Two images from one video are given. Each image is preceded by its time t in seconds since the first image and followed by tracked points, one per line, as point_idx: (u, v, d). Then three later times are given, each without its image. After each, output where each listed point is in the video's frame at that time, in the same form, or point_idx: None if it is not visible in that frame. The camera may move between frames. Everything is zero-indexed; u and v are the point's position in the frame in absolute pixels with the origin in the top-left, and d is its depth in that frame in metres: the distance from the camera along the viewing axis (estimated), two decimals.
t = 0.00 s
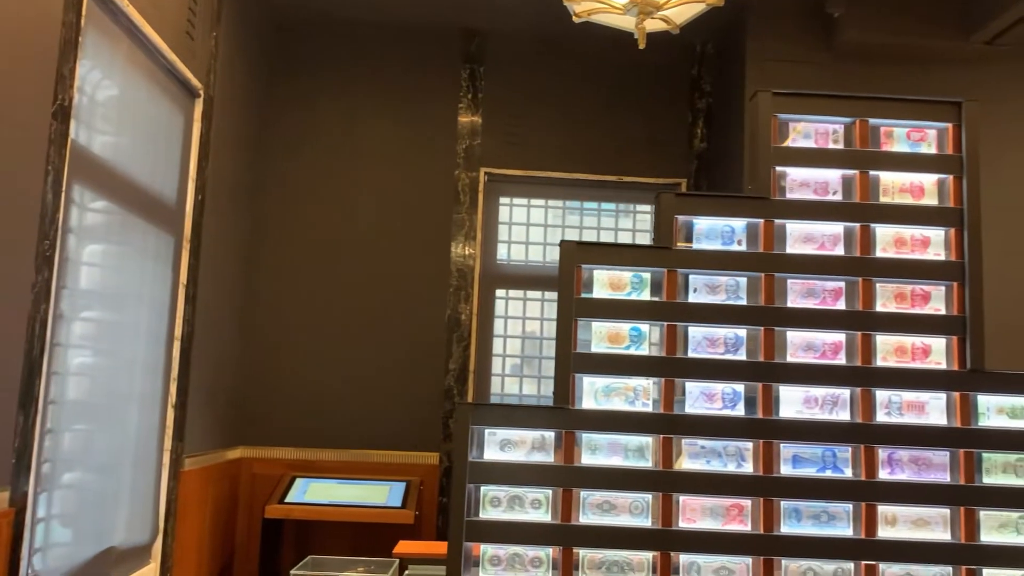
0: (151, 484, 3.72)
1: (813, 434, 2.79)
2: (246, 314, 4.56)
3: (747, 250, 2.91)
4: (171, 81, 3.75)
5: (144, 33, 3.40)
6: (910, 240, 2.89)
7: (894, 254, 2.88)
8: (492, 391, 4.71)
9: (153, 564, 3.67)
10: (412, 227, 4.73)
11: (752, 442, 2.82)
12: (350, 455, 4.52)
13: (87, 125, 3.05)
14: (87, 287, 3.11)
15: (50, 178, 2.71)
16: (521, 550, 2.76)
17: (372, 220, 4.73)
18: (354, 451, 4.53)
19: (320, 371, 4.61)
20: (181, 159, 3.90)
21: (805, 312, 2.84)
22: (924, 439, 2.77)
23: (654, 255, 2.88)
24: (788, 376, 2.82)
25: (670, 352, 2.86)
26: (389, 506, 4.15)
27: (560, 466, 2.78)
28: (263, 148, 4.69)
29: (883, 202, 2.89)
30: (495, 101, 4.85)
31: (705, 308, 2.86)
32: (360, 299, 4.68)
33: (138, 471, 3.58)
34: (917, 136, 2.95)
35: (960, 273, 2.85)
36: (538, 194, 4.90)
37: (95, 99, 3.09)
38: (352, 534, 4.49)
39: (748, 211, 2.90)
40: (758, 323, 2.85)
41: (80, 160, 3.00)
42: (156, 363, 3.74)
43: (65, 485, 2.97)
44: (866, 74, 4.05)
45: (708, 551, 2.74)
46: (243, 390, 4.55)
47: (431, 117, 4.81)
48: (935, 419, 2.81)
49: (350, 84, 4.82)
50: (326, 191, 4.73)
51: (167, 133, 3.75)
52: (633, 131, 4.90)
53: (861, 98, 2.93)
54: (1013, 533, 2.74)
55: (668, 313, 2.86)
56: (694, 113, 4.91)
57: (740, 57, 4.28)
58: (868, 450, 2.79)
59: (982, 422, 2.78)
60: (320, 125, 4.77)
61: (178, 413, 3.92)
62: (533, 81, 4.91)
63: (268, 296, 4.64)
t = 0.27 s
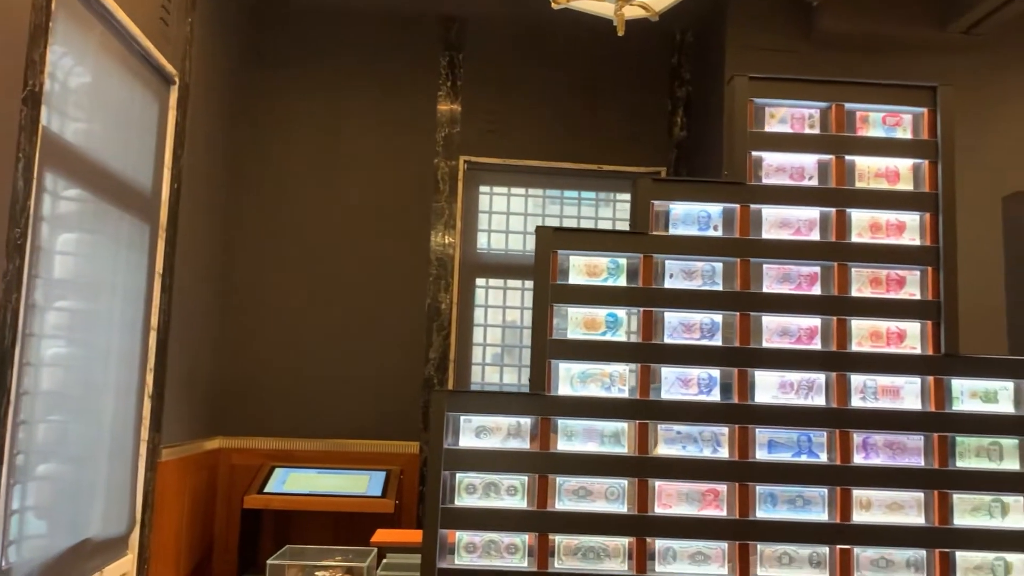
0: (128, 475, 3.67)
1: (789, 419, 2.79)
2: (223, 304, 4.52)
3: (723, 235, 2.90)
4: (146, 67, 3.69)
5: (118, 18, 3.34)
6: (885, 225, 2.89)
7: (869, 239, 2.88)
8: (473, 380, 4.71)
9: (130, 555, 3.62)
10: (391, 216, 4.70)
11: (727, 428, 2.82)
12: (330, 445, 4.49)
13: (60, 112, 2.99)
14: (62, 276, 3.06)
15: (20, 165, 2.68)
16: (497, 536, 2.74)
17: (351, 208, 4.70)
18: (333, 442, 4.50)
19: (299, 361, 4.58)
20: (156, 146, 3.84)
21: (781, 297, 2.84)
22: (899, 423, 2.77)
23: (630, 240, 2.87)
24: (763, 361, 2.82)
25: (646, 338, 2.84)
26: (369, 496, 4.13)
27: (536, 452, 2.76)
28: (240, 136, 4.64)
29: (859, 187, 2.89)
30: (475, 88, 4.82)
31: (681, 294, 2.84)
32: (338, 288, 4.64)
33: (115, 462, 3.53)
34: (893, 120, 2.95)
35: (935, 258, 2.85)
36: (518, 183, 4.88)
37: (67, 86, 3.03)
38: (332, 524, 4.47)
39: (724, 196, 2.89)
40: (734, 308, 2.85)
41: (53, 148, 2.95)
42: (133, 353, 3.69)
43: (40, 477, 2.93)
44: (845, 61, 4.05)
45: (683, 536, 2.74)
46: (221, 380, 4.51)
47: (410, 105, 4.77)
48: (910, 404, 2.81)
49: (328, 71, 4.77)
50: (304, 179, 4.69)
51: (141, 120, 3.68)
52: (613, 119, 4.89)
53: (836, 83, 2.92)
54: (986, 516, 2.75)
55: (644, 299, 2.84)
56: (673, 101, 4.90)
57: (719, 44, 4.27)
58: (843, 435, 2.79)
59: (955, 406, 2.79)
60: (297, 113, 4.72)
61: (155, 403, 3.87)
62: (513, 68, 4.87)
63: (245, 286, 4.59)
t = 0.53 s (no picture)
0: (105, 463, 3.61)
1: (762, 399, 2.77)
2: (201, 290, 4.49)
3: (697, 215, 2.87)
4: (119, 49, 3.60)
5: None
6: (860, 204, 2.87)
7: (844, 218, 2.86)
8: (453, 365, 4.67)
9: (108, 542, 3.56)
10: (370, 201, 4.67)
11: (701, 408, 2.80)
12: (309, 431, 4.46)
13: (30, 94, 2.92)
14: (34, 261, 3.00)
15: None
16: (470, 519, 2.72)
17: (330, 193, 4.66)
18: (312, 428, 4.46)
19: (278, 347, 4.55)
20: (131, 129, 3.76)
21: (754, 277, 2.82)
22: (872, 403, 2.75)
23: (603, 220, 2.83)
24: (737, 342, 2.80)
25: (619, 319, 2.82)
26: (349, 482, 4.10)
27: (509, 434, 2.74)
28: (217, 120, 4.58)
29: (834, 165, 2.87)
30: (455, 72, 4.78)
31: (655, 273, 2.82)
32: (317, 274, 4.61)
33: (91, 449, 3.47)
34: (869, 99, 2.92)
35: (909, 237, 2.84)
36: (498, 167, 4.83)
37: (37, 68, 2.96)
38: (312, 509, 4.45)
39: (698, 175, 2.86)
40: (708, 288, 2.83)
41: (24, 130, 2.88)
42: (109, 340, 3.63)
43: (12, 465, 2.87)
44: (823, 43, 4.02)
45: (657, 517, 2.72)
46: (198, 366, 4.48)
47: (389, 89, 4.73)
48: (884, 383, 2.80)
49: (306, 54, 4.72)
50: (282, 164, 4.64)
51: (115, 103, 3.60)
52: (594, 103, 4.85)
53: (811, 60, 2.89)
54: (960, 495, 2.74)
55: (618, 279, 2.81)
56: (654, 85, 4.86)
57: (699, 23, 4.21)
58: (816, 414, 2.77)
59: (929, 385, 2.78)
60: (275, 96, 4.67)
61: (132, 390, 3.82)
62: (492, 51, 4.83)
63: (223, 272, 4.55)
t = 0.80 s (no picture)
0: (80, 451, 3.54)
1: (738, 381, 2.74)
2: (177, 276, 4.44)
3: (672, 195, 2.83)
4: (90, 30, 3.50)
5: None
6: (837, 183, 2.84)
7: (820, 197, 2.83)
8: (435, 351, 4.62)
9: (84, 531, 3.50)
10: (349, 186, 4.63)
11: (676, 390, 2.77)
12: (289, 418, 4.42)
13: None
14: (7, 246, 2.92)
15: None
16: (442, 506, 2.67)
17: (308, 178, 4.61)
18: (292, 414, 4.42)
19: (256, 333, 4.52)
20: (103, 111, 3.67)
21: (731, 258, 2.77)
22: (848, 385, 2.72)
23: (576, 201, 2.78)
24: (712, 324, 2.77)
25: (593, 301, 2.78)
26: (329, 468, 4.06)
27: (482, 420, 2.67)
28: (191, 104, 4.51)
29: (809, 144, 2.83)
30: (433, 54, 4.71)
31: (630, 255, 2.77)
32: (296, 259, 4.57)
33: (66, 437, 3.39)
34: (846, 76, 2.87)
35: (886, 217, 2.80)
36: (479, 150, 4.75)
37: (7, 49, 2.87)
38: (292, 496, 4.42)
39: (673, 155, 2.81)
40: (684, 269, 2.78)
41: None
42: (82, 327, 3.55)
43: None
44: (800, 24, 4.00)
45: (631, 501, 2.69)
46: (175, 354, 4.43)
47: (366, 72, 4.67)
48: (859, 364, 2.77)
49: (281, 38, 4.65)
50: (259, 149, 4.58)
51: (86, 85, 3.50)
52: (574, 85, 4.81)
53: (786, 37, 2.85)
54: (935, 476, 2.72)
55: (592, 261, 2.76)
56: (635, 68, 4.87)
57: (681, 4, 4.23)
58: (792, 397, 2.74)
59: (905, 366, 2.76)
60: (250, 80, 4.60)
61: (106, 377, 3.75)
62: (471, 34, 4.77)
63: (199, 258, 4.50)
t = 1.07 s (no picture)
0: (52, 443, 3.44)
1: (717, 364, 2.68)
2: (151, 263, 4.35)
3: (649, 174, 2.76)
4: (58, 11, 3.38)
5: None
6: (817, 161, 2.77)
7: (800, 176, 2.77)
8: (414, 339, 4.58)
9: (57, 525, 3.42)
10: (325, 171, 4.55)
11: (653, 374, 2.70)
12: (267, 407, 4.37)
13: None
14: None
15: None
16: (414, 495, 2.58)
17: (284, 163, 4.53)
18: (270, 403, 4.38)
19: (232, 321, 4.45)
20: (73, 95, 3.55)
21: (707, 239, 2.72)
22: (828, 367, 2.67)
23: (552, 180, 2.69)
24: (691, 305, 2.70)
25: (568, 284, 2.69)
26: (308, 456, 4.01)
27: (454, 406, 2.59)
28: (163, 88, 4.41)
29: (789, 122, 2.77)
30: (411, 37, 4.65)
31: (607, 235, 2.70)
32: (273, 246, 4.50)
33: (39, 428, 3.29)
34: (826, 52, 2.82)
35: (867, 195, 2.74)
36: (457, 136, 4.70)
37: None
38: (270, 486, 4.36)
39: (650, 133, 2.73)
40: (660, 250, 2.71)
41: None
42: (53, 317, 3.44)
43: None
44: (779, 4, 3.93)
45: (607, 488, 2.62)
46: (149, 342, 4.35)
47: (342, 55, 4.59)
48: (839, 346, 2.71)
49: (255, 20, 4.55)
50: (234, 134, 4.49)
51: (55, 68, 3.37)
52: (553, 69, 4.75)
53: (764, 11, 2.78)
54: (917, 459, 2.67)
55: (567, 242, 2.68)
56: (614, 52, 4.79)
57: None
58: (771, 380, 2.69)
59: (886, 348, 2.70)
60: (223, 63, 4.50)
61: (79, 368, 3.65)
62: (449, 16, 4.70)
63: (174, 246, 4.41)
